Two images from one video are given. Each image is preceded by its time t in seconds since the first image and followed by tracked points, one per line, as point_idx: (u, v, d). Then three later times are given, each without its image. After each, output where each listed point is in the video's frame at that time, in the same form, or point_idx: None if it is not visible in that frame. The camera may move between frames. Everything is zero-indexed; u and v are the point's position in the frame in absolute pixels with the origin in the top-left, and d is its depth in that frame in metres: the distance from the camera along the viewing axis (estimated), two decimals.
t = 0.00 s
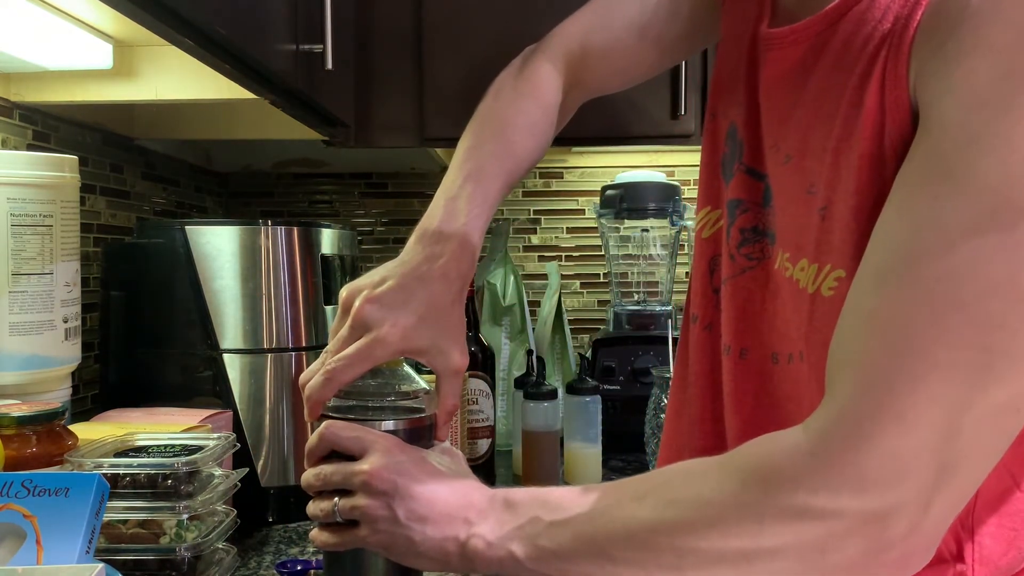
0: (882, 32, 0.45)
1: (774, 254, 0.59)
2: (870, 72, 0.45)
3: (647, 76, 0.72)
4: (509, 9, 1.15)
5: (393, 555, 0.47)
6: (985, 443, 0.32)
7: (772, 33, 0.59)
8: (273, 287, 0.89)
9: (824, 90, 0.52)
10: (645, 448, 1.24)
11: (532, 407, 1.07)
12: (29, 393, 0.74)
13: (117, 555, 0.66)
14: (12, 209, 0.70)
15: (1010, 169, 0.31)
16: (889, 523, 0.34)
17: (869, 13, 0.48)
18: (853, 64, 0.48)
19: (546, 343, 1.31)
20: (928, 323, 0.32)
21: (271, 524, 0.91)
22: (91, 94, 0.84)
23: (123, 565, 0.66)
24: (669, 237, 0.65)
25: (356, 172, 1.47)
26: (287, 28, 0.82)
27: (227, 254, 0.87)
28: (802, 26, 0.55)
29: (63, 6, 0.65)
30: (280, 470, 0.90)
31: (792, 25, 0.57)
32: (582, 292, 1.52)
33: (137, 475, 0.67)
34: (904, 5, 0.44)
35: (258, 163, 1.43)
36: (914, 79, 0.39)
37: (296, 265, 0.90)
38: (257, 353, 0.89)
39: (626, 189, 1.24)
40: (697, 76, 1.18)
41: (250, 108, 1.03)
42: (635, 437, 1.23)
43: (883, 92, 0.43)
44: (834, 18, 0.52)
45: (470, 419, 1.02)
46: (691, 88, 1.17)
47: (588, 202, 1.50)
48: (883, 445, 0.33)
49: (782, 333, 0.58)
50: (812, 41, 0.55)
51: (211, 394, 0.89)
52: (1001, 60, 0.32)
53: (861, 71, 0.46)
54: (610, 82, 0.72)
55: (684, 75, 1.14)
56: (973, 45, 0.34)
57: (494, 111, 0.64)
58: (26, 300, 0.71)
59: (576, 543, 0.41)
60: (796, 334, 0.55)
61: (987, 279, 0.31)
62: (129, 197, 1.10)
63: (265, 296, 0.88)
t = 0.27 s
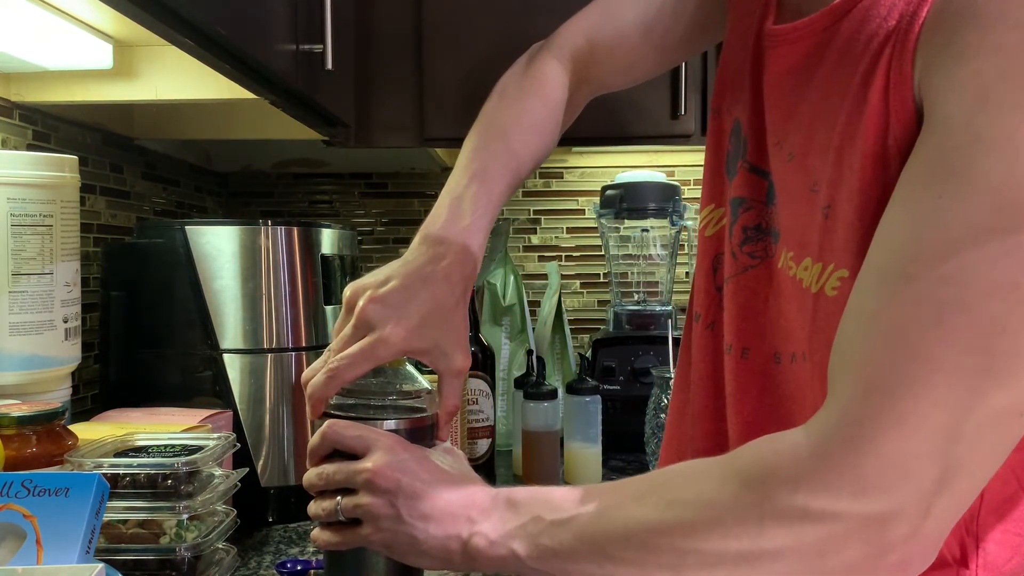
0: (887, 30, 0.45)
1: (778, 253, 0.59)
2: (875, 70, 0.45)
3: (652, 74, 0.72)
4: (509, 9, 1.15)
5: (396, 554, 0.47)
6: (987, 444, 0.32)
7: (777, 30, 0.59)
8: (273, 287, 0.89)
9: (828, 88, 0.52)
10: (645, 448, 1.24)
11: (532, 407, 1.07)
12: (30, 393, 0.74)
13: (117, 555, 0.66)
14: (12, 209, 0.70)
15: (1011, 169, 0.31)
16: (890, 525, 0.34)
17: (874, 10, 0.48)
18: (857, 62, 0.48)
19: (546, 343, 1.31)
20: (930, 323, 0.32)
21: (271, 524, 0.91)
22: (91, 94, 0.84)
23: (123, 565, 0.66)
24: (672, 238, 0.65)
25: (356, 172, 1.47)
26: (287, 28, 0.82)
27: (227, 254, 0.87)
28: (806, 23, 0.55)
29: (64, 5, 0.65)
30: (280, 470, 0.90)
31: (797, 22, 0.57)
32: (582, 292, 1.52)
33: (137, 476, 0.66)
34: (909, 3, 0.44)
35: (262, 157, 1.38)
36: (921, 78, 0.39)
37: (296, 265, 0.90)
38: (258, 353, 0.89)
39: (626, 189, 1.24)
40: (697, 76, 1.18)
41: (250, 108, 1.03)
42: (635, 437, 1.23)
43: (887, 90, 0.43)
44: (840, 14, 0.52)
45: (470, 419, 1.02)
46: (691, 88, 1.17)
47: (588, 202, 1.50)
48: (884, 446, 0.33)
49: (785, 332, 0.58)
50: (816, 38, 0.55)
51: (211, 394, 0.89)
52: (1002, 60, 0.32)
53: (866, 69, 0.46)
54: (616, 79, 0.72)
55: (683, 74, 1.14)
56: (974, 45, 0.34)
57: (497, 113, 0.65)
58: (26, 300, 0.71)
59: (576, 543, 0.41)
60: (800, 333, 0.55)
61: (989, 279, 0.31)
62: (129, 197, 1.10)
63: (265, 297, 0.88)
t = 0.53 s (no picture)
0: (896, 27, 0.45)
1: (780, 252, 0.59)
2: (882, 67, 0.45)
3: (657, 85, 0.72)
4: (509, 9, 1.15)
5: (393, 558, 0.47)
6: (984, 445, 0.32)
7: (784, 27, 0.59)
8: (273, 287, 0.89)
9: (833, 85, 0.52)
10: (645, 448, 1.24)
11: (532, 407, 1.07)
12: (29, 393, 0.74)
13: (117, 555, 0.66)
14: (12, 209, 0.70)
15: (1010, 170, 0.31)
16: (885, 528, 0.34)
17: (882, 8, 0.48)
18: (864, 59, 0.48)
19: (546, 343, 1.31)
20: (924, 324, 0.32)
21: (271, 524, 0.91)
22: (91, 94, 0.84)
23: (123, 565, 0.66)
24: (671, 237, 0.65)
25: (356, 172, 1.47)
26: (287, 27, 0.82)
27: (227, 254, 0.87)
28: (815, 20, 0.55)
29: (64, 6, 0.65)
30: (280, 470, 0.90)
31: (805, 19, 0.57)
32: (582, 292, 1.52)
33: (137, 476, 0.66)
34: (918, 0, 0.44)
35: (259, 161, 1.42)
36: (927, 77, 0.39)
37: (296, 265, 0.90)
38: (257, 353, 0.89)
39: (626, 189, 1.24)
40: (697, 75, 1.18)
41: (250, 108, 1.03)
42: (635, 437, 1.23)
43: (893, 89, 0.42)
44: (849, 11, 0.52)
45: (470, 419, 1.02)
46: (691, 88, 1.17)
47: (588, 203, 1.51)
48: (878, 446, 0.33)
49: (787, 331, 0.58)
50: (824, 35, 0.55)
51: (211, 394, 0.89)
52: (1002, 62, 0.32)
53: (873, 66, 0.46)
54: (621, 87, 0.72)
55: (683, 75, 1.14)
56: (975, 48, 0.34)
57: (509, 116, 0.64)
58: (26, 300, 0.71)
59: (573, 542, 0.41)
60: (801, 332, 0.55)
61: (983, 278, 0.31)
62: (129, 197, 1.10)
63: (265, 297, 0.88)
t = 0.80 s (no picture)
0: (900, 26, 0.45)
1: (783, 253, 0.59)
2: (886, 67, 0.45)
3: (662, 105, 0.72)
4: (509, 9, 1.15)
5: (391, 558, 0.47)
6: (986, 446, 0.32)
7: (785, 28, 0.59)
8: (273, 287, 0.89)
9: (837, 86, 0.53)
10: (645, 448, 1.24)
11: (532, 407, 1.07)
12: (30, 393, 0.74)
13: (117, 555, 0.66)
14: (12, 209, 0.70)
15: (1010, 173, 0.31)
16: (888, 529, 0.34)
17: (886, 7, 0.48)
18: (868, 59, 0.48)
19: (546, 343, 1.31)
20: (927, 325, 0.32)
21: (271, 524, 0.91)
22: (91, 94, 0.84)
23: (123, 565, 0.66)
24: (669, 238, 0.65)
25: (356, 172, 1.47)
26: (287, 28, 0.81)
27: (227, 254, 0.87)
28: (816, 21, 0.56)
29: (64, 6, 0.65)
30: (280, 470, 0.90)
31: (806, 19, 0.57)
32: (582, 292, 1.52)
33: (137, 476, 0.66)
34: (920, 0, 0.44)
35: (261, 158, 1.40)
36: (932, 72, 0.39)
37: (296, 265, 0.90)
38: (257, 353, 0.89)
39: (626, 189, 1.24)
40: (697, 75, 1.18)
41: (250, 108, 1.03)
42: (635, 437, 1.23)
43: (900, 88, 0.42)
44: (851, 12, 0.52)
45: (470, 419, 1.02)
46: (691, 87, 1.17)
47: (588, 203, 1.51)
48: (882, 446, 0.33)
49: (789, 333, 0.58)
50: (824, 37, 0.55)
51: (211, 394, 0.89)
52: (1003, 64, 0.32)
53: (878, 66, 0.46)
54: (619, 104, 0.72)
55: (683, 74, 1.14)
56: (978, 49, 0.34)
57: (500, 110, 0.65)
58: (26, 300, 0.71)
59: (573, 543, 0.41)
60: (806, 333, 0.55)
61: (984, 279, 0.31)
62: (129, 197, 1.10)
63: (265, 297, 0.88)
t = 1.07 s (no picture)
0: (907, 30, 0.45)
1: (785, 252, 0.59)
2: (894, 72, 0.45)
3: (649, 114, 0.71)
4: (509, 9, 1.15)
5: (391, 559, 0.47)
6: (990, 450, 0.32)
7: (787, 27, 0.59)
8: (273, 287, 0.89)
9: (843, 82, 0.53)
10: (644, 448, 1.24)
11: (532, 407, 1.07)
12: (30, 393, 0.74)
13: (117, 555, 0.66)
14: (12, 209, 0.70)
15: (1023, 169, 0.31)
16: (912, 531, 0.34)
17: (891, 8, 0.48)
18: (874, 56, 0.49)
19: (546, 343, 1.31)
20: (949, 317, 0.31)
21: (271, 524, 0.91)
22: (91, 94, 0.84)
23: (123, 565, 0.66)
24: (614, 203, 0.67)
25: (356, 172, 1.47)
26: (287, 28, 0.81)
27: (227, 254, 0.87)
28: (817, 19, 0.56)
29: (64, 6, 0.65)
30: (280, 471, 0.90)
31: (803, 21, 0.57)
32: (582, 292, 1.52)
33: (137, 476, 0.66)
34: None
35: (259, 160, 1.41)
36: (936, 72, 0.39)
37: (296, 264, 0.90)
38: (258, 353, 0.89)
39: (626, 189, 1.24)
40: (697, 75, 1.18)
41: (249, 108, 1.03)
42: (635, 437, 1.23)
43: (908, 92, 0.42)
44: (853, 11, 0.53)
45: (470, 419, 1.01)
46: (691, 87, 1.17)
47: (588, 202, 1.51)
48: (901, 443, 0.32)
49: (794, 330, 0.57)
50: (825, 36, 0.55)
51: (211, 394, 0.89)
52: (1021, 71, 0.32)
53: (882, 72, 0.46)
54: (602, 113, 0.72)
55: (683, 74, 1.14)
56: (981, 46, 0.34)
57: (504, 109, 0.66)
58: (26, 300, 0.71)
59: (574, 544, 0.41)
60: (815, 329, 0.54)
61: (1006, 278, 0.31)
62: (129, 197, 1.10)
63: (265, 297, 0.88)
